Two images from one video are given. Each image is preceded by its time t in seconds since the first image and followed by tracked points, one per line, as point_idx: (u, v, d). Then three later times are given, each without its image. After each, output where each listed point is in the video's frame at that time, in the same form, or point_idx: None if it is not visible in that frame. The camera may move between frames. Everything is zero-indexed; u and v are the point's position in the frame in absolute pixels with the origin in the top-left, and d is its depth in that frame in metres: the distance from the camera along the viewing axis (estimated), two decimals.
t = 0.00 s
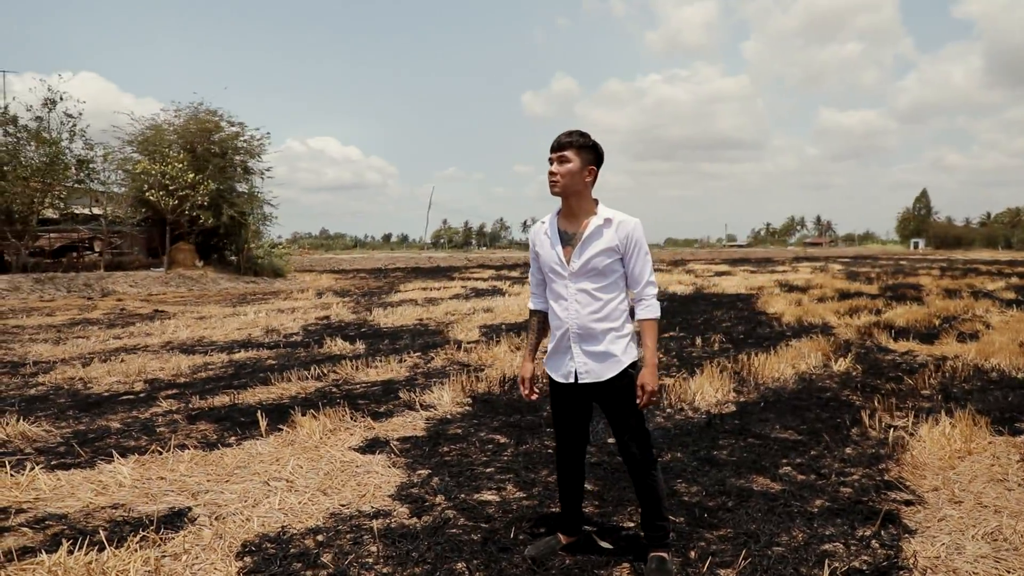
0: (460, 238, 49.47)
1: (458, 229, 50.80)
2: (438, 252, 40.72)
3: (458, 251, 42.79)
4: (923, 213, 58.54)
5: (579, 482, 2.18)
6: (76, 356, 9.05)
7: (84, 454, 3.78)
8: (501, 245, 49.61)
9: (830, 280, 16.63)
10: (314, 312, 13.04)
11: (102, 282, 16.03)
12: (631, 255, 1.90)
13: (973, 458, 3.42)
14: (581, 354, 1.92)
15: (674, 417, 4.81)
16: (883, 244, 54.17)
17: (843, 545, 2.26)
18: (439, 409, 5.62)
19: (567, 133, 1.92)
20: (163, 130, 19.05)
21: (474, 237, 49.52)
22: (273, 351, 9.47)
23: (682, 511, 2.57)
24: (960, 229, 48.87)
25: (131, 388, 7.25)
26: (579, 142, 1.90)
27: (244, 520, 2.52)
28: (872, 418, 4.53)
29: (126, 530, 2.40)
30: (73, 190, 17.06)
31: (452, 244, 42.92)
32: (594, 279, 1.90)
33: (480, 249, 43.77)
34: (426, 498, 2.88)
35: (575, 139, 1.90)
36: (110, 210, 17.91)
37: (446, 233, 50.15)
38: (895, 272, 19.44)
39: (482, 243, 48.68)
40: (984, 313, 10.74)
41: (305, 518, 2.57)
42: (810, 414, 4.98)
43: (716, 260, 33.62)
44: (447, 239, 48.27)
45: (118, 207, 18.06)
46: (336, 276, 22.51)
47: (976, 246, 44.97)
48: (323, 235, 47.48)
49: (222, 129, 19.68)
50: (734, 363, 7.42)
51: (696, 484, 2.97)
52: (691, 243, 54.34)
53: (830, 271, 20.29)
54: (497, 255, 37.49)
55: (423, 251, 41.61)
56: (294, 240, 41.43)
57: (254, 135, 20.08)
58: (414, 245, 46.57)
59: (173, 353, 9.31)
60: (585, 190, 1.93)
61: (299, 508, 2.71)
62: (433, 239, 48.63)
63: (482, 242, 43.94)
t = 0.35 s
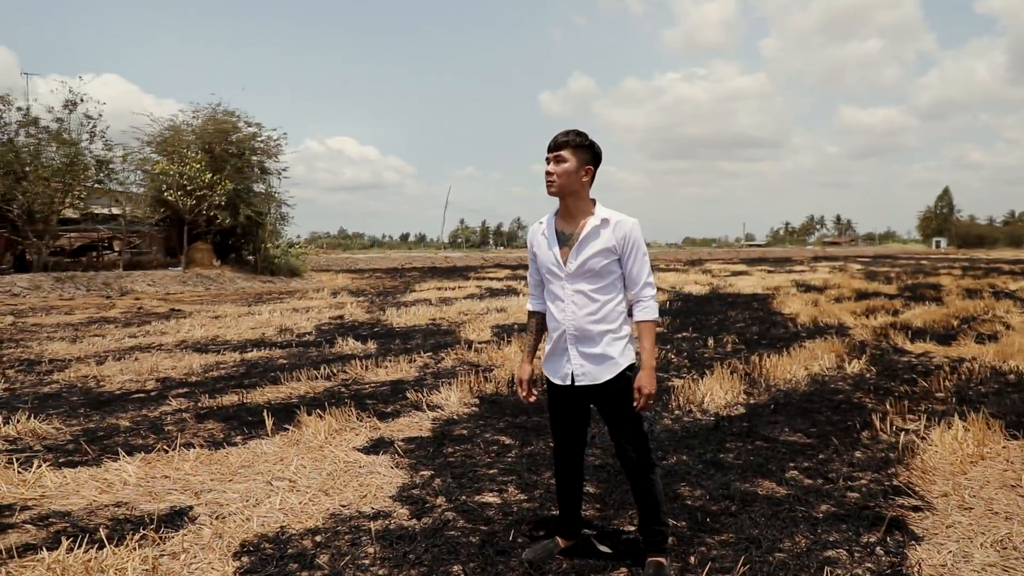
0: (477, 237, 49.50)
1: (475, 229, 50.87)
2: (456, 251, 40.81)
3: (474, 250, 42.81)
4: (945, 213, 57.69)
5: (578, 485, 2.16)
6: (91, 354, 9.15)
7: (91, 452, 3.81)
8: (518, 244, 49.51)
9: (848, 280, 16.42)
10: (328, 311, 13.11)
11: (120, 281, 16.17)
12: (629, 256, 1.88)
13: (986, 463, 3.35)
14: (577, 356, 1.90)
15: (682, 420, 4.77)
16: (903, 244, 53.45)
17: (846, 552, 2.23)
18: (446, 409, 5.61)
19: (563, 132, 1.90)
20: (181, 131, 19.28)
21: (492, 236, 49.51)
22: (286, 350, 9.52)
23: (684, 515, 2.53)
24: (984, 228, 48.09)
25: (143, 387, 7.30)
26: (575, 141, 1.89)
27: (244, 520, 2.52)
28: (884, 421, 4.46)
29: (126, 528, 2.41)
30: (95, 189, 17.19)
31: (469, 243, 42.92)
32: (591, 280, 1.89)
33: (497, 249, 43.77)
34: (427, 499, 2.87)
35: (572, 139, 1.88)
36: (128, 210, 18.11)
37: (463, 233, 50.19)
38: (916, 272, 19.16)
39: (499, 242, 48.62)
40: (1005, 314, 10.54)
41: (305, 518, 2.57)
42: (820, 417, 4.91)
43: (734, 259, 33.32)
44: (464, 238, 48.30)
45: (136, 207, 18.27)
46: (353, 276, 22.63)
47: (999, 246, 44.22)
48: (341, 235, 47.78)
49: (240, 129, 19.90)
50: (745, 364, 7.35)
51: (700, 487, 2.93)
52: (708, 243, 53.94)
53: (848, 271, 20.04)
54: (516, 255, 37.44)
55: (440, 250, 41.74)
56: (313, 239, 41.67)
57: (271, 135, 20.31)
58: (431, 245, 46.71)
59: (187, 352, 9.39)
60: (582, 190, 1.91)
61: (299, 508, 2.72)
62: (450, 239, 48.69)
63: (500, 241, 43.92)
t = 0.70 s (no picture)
0: (497, 239, 49.57)
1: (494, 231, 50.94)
2: (475, 253, 40.84)
3: (493, 252, 42.81)
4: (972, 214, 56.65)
5: (580, 491, 2.13)
6: (110, 355, 9.28)
7: (102, 452, 3.85)
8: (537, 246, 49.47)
9: (870, 283, 16.17)
10: (345, 313, 13.19)
11: (142, 282, 16.38)
12: (629, 257, 1.87)
13: (1005, 471, 3.26)
14: (577, 360, 1.88)
15: (693, 424, 4.71)
16: (926, 246, 52.58)
17: (855, 562, 2.18)
18: (456, 412, 5.61)
19: (563, 133, 1.89)
20: (202, 134, 19.57)
21: (512, 238, 49.52)
22: (301, 352, 9.58)
23: (689, 521, 2.49)
24: (1012, 230, 47.12)
25: (158, 387, 7.38)
26: (574, 142, 1.88)
27: (247, 521, 2.52)
28: (901, 427, 4.37)
29: (130, 528, 2.42)
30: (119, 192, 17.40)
31: (488, 246, 42.90)
32: (591, 283, 1.87)
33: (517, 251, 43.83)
34: (430, 502, 2.85)
35: (571, 139, 1.87)
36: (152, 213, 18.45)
37: (482, 234, 50.28)
38: (941, 275, 18.83)
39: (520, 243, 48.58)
40: None
41: (308, 520, 2.56)
42: (835, 422, 4.82)
43: (754, 262, 32.96)
44: (484, 240, 48.46)
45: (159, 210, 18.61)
46: (373, 278, 22.76)
47: None
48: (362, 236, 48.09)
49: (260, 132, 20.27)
50: (761, 368, 7.26)
51: (707, 493, 2.88)
52: (728, 245, 53.49)
53: (870, 274, 19.75)
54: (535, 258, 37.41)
55: (459, 252, 41.86)
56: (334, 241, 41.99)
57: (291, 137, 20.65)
58: (452, 246, 46.82)
59: (204, 353, 9.48)
60: (581, 191, 1.90)
61: (303, 510, 2.72)
62: (470, 241, 48.80)
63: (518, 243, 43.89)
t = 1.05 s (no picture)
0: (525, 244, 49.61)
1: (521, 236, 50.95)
2: (502, 257, 40.91)
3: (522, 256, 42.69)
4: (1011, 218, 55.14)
5: (589, 499, 2.10)
6: (138, 357, 9.46)
7: (120, 453, 3.90)
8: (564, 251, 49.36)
9: (902, 288, 15.80)
10: (371, 317, 13.28)
11: (172, 286, 16.69)
12: (636, 261, 1.83)
13: None
14: (583, 364, 1.86)
15: (712, 431, 4.62)
16: (963, 250, 51.17)
17: None
18: (473, 417, 5.59)
19: (569, 135, 1.88)
20: (233, 141, 19.93)
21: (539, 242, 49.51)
22: (324, 355, 9.65)
23: (703, 530, 2.44)
24: None
25: (181, 390, 7.49)
26: (580, 144, 1.86)
27: (257, 525, 2.53)
28: (928, 436, 4.24)
29: (142, 529, 2.44)
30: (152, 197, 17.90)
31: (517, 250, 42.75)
32: (597, 287, 1.85)
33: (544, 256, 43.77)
34: (441, 507, 2.83)
35: (577, 141, 1.86)
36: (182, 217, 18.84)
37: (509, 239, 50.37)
38: (977, 280, 18.36)
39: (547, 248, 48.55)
40: None
41: (318, 524, 2.56)
42: (860, 430, 4.69)
43: (786, 267, 32.35)
44: (511, 244, 48.53)
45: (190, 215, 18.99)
46: (399, 282, 22.91)
47: None
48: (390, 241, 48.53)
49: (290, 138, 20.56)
50: (785, 374, 7.13)
51: (722, 502, 2.81)
52: (758, 249, 52.66)
53: (903, 279, 19.32)
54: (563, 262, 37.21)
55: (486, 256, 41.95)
56: (365, 245, 42.33)
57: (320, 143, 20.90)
58: (479, 250, 46.98)
59: (228, 356, 9.61)
60: (588, 194, 1.88)
61: (313, 514, 2.71)
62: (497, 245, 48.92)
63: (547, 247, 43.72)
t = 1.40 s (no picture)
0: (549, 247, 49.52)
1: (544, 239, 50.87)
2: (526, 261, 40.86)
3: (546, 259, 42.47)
4: None
5: (591, 504, 2.08)
6: (160, 358, 9.60)
7: (134, 452, 3.95)
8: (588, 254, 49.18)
9: (931, 293, 15.46)
10: (391, 320, 13.33)
11: (197, 288, 16.90)
12: (638, 263, 1.80)
13: None
14: (584, 367, 1.83)
15: (726, 436, 4.55)
16: (997, 255, 49.91)
17: None
18: (485, 419, 5.57)
19: (571, 135, 1.85)
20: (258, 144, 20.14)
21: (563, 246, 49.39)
22: (342, 358, 9.69)
23: (709, 537, 2.39)
24: None
25: (199, 391, 7.57)
26: (583, 144, 1.83)
27: (262, 525, 2.54)
28: (949, 444, 4.12)
29: (148, 528, 2.46)
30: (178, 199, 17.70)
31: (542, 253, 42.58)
32: (598, 289, 1.82)
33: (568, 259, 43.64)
34: (446, 510, 2.81)
35: (578, 142, 1.83)
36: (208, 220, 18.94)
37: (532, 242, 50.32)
38: (1011, 285, 17.89)
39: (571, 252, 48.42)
40: None
41: (322, 525, 2.56)
42: (877, 436, 4.59)
43: (814, 271, 31.76)
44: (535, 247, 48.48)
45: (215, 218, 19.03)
46: (422, 285, 22.98)
47: None
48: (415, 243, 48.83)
49: (314, 142, 20.46)
50: (805, 379, 7.00)
51: (731, 509, 2.74)
52: (784, 252, 51.89)
53: (933, 284, 18.90)
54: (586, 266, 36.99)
55: (509, 259, 41.94)
56: (389, 248, 42.48)
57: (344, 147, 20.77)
58: (503, 253, 47.00)
59: (247, 357, 9.69)
60: (589, 195, 1.85)
61: (318, 515, 2.71)
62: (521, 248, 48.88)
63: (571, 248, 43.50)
